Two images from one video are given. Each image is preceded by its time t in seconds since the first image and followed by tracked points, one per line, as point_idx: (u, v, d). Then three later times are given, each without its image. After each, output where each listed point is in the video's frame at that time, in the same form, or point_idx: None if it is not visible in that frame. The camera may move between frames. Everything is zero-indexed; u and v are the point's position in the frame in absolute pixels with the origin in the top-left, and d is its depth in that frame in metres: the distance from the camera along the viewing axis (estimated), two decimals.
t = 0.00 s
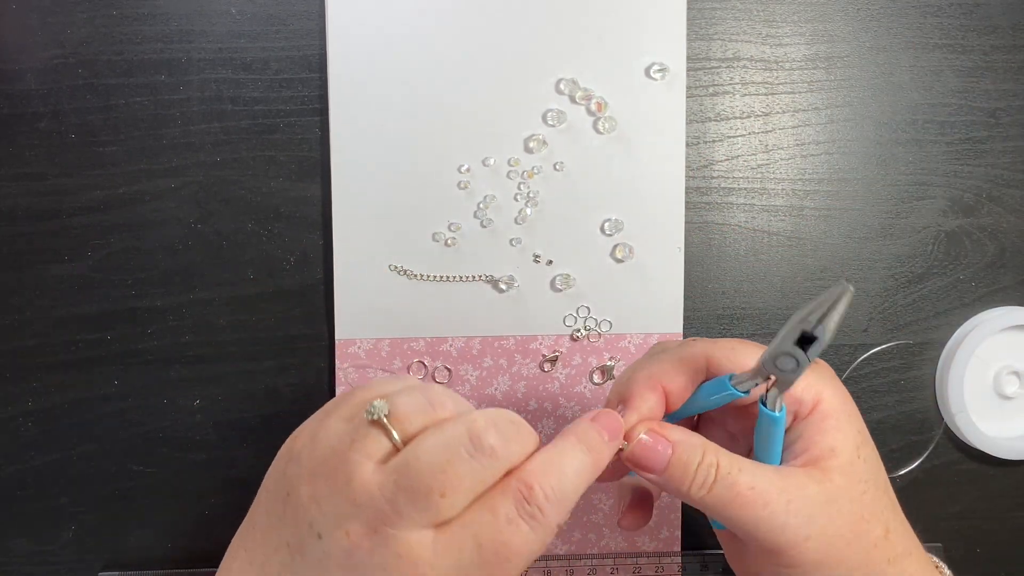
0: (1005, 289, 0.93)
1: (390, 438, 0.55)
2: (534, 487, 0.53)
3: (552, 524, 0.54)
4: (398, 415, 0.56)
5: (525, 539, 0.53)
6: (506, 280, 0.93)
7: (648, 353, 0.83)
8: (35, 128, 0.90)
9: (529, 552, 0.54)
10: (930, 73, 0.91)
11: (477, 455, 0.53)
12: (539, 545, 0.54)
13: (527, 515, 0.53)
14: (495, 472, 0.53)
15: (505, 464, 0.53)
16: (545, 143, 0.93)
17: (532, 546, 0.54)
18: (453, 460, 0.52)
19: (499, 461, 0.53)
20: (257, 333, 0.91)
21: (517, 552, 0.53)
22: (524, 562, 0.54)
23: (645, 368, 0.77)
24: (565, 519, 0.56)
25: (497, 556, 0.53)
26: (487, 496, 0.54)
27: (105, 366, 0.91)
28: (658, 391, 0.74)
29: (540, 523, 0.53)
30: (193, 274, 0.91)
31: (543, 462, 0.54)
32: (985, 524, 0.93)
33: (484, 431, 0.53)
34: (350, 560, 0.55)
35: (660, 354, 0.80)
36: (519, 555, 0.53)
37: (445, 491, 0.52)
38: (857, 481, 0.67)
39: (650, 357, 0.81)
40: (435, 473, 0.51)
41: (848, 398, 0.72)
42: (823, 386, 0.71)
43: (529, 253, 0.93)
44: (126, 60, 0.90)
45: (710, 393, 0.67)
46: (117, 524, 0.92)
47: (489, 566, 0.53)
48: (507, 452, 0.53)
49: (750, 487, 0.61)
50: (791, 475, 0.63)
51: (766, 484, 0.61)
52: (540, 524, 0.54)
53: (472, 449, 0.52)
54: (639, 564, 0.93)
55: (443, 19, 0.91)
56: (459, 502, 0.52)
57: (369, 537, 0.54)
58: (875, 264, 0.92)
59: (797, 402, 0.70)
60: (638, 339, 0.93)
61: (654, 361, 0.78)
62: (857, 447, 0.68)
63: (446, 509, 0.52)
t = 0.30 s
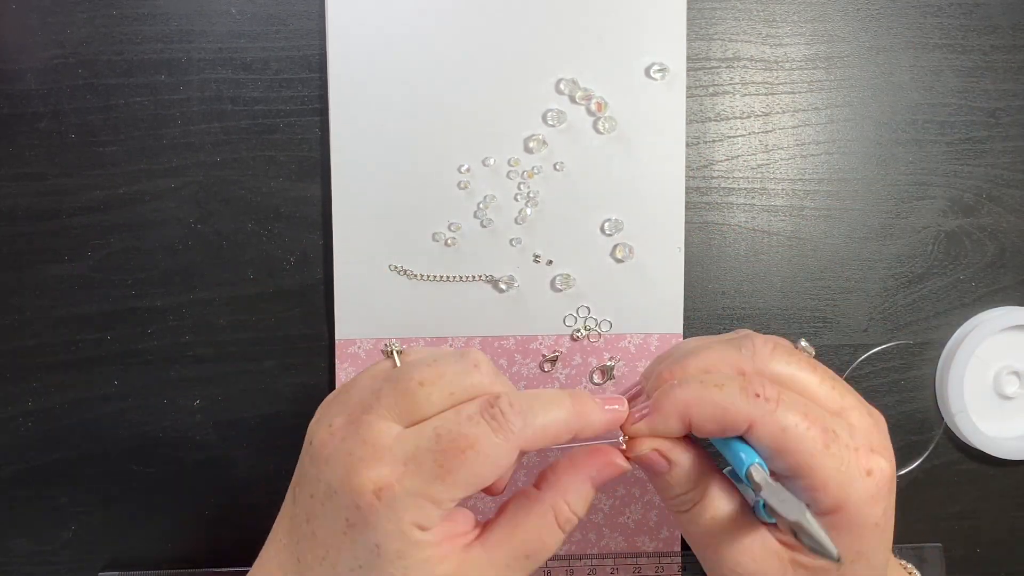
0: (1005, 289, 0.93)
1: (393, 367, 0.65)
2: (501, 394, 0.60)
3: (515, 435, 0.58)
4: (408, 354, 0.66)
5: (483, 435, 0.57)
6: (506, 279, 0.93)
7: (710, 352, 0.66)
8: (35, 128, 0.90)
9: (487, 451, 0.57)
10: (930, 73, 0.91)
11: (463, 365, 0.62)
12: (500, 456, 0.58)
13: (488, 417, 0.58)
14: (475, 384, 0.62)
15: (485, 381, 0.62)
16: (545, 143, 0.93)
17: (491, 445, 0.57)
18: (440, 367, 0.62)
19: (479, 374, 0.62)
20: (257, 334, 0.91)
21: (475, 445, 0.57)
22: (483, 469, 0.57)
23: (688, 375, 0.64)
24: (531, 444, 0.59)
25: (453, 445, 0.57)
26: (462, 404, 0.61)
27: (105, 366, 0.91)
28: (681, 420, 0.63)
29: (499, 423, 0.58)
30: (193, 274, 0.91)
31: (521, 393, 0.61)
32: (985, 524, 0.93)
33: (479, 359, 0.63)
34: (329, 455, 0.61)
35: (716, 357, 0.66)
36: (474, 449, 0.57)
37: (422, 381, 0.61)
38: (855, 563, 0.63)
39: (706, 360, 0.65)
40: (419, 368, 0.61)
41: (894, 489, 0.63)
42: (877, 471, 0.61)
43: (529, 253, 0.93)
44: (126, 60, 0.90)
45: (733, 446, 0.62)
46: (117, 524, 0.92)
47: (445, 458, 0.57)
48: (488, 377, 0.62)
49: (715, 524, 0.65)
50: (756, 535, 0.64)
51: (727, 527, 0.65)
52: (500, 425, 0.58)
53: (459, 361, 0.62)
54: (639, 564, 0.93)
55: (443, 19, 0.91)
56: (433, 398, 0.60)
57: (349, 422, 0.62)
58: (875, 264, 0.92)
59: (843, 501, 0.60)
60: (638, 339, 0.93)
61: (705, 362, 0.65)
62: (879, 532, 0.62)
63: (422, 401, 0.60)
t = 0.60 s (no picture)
0: (1005, 289, 0.93)
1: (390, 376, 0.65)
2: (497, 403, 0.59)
3: (511, 441, 0.57)
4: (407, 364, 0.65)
5: (478, 443, 0.56)
6: (506, 279, 0.93)
7: (722, 356, 0.63)
8: (35, 128, 0.90)
9: (483, 459, 0.56)
10: (930, 73, 0.91)
11: (457, 373, 0.61)
12: (496, 463, 0.57)
13: (484, 425, 0.57)
14: (469, 392, 0.60)
15: (479, 390, 0.61)
16: (545, 143, 0.93)
17: (487, 452, 0.57)
18: (436, 374, 0.60)
19: (473, 382, 0.61)
20: (257, 334, 0.91)
21: (470, 454, 0.56)
22: (479, 478, 0.56)
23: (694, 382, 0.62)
24: (527, 451, 0.59)
25: (448, 453, 0.56)
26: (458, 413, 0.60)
27: (105, 366, 0.91)
28: (680, 425, 0.62)
29: (495, 431, 0.57)
30: (193, 274, 0.91)
31: (518, 400, 0.60)
32: (985, 524, 0.93)
33: (473, 366, 0.61)
34: (326, 467, 0.61)
35: (726, 361, 0.63)
36: (469, 457, 0.56)
37: (416, 390, 0.59)
38: None
39: (717, 366, 0.63)
40: (413, 377, 0.60)
41: (894, 507, 0.63)
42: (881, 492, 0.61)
43: (529, 253, 0.93)
44: (126, 60, 0.90)
45: (732, 459, 0.62)
46: (117, 524, 0.92)
47: (440, 466, 0.56)
48: (484, 385, 0.61)
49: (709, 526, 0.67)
50: (751, 542, 0.65)
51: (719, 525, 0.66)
52: (496, 432, 0.57)
53: (455, 370, 0.61)
54: (639, 564, 0.93)
55: (443, 19, 0.91)
56: (427, 406, 0.59)
57: (346, 432, 0.62)
58: (874, 264, 0.92)
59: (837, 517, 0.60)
60: (638, 338, 0.93)
61: (715, 367, 0.63)
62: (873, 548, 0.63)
63: (417, 410, 0.59)
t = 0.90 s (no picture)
0: (1005, 289, 0.93)
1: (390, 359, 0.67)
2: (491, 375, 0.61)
3: (501, 410, 0.59)
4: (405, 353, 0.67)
5: (467, 406, 0.58)
6: (506, 280, 0.93)
7: (717, 348, 0.64)
8: (35, 128, 0.90)
9: (470, 423, 0.58)
10: (931, 73, 0.91)
11: (457, 351, 0.63)
12: (484, 428, 0.58)
13: (475, 392, 0.59)
14: (466, 367, 0.63)
15: (478, 366, 0.63)
16: (545, 143, 0.93)
17: (475, 418, 0.58)
18: (435, 349, 0.63)
19: (471, 359, 0.63)
20: (256, 334, 0.91)
21: (457, 415, 0.58)
22: (466, 441, 0.58)
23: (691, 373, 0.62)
24: (517, 421, 0.60)
25: (436, 413, 0.58)
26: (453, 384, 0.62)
27: (105, 366, 0.91)
28: (680, 418, 0.62)
29: (485, 398, 0.59)
30: (193, 274, 0.91)
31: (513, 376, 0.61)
32: (985, 524, 0.93)
33: (472, 345, 0.64)
34: (322, 428, 0.63)
35: (722, 353, 0.64)
36: (456, 417, 0.58)
37: (416, 360, 0.62)
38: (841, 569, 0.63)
39: (712, 357, 0.63)
40: (415, 350, 0.63)
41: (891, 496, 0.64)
42: (877, 480, 0.62)
43: (529, 253, 0.93)
44: (126, 60, 0.90)
45: (727, 445, 0.62)
46: (117, 523, 0.92)
47: (429, 425, 0.58)
48: (480, 363, 0.63)
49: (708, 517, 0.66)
50: (747, 530, 0.65)
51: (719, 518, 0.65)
52: (485, 399, 0.59)
53: (454, 347, 0.64)
54: (639, 564, 0.93)
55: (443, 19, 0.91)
56: (425, 374, 0.62)
57: (344, 397, 0.64)
58: (874, 265, 0.92)
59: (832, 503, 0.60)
60: (638, 339, 0.93)
61: (711, 359, 0.63)
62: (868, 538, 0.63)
63: (415, 378, 0.62)
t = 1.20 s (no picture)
0: (1005, 289, 0.93)
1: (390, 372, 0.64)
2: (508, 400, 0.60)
3: (529, 441, 0.58)
4: (402, 355, 0.66)
5: (497, 443, 0.57)
6: (506, 279, 0.93)
7: (674, 328, 0.79)
8: (35, 128, 0.90)
9: (503, 460, 0.57)
10: (930, 73, 0.91)
11: (466, 371, 0.62)
12: (515, 461, 0.58)
13: (501, 424, 0.58)
14: (476, 384, 0.62)
15: (488, 384, 0.62)
16: (545, 143, 0.93)
17: (507, 454, 0.57)
18: (442, 368, 0.62)
19: (480, 375, 0.62)
20: (257, 333, 0.91)
21: (490, 455, 0.57)
22: (497, 475, 0.57)
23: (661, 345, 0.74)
24: (542, 447, 0.59)
25: (467, 454, 0.57)
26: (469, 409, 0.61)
27: (105, 366, 0.91)
28: (665, 375, 0.71)
29: (512, 430, 0.58)
30: (193, 274, 0.91)
31: (529, 399, 0.60)
32: (985, 524, 0.93)
33: (478, 362, 0.63)
34: (338, 468, 0.60)
35: (678, 330, 0.79)
36: (489, 456, 0.57)
37: (426, 387, 0.61)
38: (868, 522, 0.64)
39: (670, 333, 0.78)
40: (420, 373, 0.61)
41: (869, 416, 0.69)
42: (860, 437, 0.66)
43: (529, 253, 0.93)
44: (126, 60, 0.90)
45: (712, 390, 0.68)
46: (118, 524, 0.92)
47: (462, 467, 0.56)
48: (489, 377, 0.63)
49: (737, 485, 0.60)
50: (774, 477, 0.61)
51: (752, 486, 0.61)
52: (513, 432, 0.58)
53: (462, 366, 0.63)
54: (639, 564, 0.93)
55: (443, 20, 0.91)
56: (439, 403, 0.60)
57: (355, 435, 0.61)
58: (874, 265, 0.92)
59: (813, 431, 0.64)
60: (638, 339, 0.93)
61: (672, 334, 0.77)
62: (869, 504, 0.64)
63: (429, 407, 0.60)
